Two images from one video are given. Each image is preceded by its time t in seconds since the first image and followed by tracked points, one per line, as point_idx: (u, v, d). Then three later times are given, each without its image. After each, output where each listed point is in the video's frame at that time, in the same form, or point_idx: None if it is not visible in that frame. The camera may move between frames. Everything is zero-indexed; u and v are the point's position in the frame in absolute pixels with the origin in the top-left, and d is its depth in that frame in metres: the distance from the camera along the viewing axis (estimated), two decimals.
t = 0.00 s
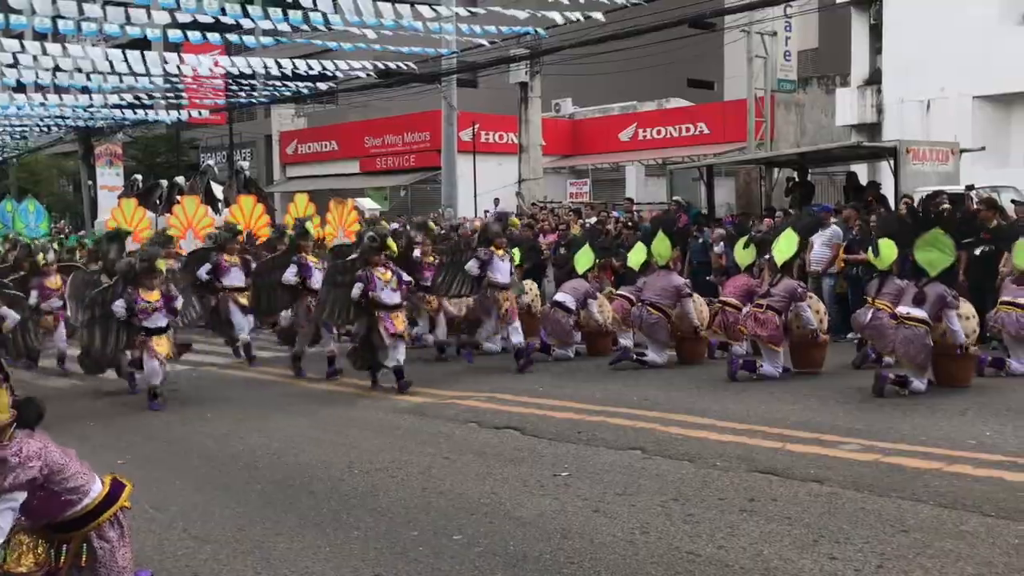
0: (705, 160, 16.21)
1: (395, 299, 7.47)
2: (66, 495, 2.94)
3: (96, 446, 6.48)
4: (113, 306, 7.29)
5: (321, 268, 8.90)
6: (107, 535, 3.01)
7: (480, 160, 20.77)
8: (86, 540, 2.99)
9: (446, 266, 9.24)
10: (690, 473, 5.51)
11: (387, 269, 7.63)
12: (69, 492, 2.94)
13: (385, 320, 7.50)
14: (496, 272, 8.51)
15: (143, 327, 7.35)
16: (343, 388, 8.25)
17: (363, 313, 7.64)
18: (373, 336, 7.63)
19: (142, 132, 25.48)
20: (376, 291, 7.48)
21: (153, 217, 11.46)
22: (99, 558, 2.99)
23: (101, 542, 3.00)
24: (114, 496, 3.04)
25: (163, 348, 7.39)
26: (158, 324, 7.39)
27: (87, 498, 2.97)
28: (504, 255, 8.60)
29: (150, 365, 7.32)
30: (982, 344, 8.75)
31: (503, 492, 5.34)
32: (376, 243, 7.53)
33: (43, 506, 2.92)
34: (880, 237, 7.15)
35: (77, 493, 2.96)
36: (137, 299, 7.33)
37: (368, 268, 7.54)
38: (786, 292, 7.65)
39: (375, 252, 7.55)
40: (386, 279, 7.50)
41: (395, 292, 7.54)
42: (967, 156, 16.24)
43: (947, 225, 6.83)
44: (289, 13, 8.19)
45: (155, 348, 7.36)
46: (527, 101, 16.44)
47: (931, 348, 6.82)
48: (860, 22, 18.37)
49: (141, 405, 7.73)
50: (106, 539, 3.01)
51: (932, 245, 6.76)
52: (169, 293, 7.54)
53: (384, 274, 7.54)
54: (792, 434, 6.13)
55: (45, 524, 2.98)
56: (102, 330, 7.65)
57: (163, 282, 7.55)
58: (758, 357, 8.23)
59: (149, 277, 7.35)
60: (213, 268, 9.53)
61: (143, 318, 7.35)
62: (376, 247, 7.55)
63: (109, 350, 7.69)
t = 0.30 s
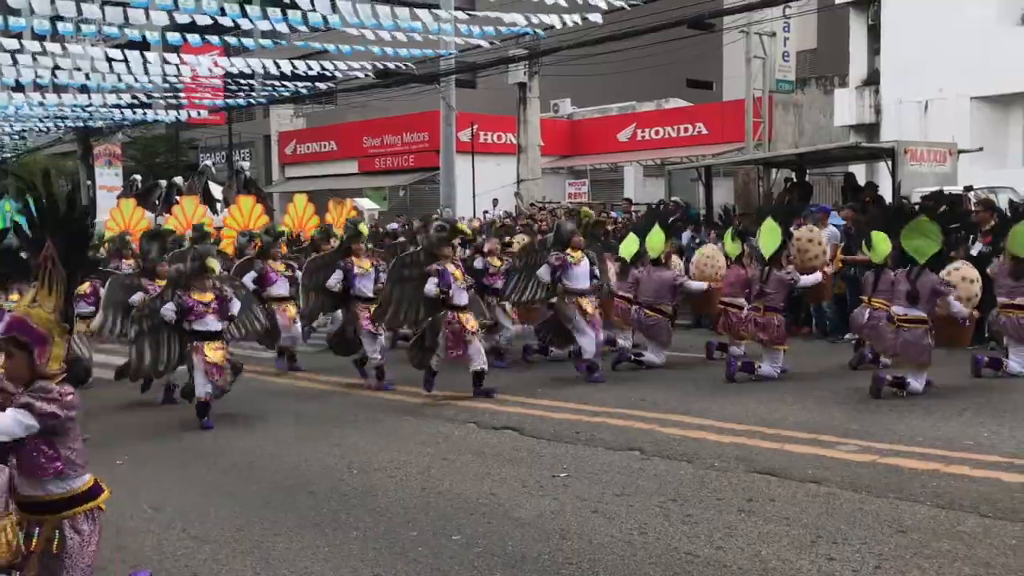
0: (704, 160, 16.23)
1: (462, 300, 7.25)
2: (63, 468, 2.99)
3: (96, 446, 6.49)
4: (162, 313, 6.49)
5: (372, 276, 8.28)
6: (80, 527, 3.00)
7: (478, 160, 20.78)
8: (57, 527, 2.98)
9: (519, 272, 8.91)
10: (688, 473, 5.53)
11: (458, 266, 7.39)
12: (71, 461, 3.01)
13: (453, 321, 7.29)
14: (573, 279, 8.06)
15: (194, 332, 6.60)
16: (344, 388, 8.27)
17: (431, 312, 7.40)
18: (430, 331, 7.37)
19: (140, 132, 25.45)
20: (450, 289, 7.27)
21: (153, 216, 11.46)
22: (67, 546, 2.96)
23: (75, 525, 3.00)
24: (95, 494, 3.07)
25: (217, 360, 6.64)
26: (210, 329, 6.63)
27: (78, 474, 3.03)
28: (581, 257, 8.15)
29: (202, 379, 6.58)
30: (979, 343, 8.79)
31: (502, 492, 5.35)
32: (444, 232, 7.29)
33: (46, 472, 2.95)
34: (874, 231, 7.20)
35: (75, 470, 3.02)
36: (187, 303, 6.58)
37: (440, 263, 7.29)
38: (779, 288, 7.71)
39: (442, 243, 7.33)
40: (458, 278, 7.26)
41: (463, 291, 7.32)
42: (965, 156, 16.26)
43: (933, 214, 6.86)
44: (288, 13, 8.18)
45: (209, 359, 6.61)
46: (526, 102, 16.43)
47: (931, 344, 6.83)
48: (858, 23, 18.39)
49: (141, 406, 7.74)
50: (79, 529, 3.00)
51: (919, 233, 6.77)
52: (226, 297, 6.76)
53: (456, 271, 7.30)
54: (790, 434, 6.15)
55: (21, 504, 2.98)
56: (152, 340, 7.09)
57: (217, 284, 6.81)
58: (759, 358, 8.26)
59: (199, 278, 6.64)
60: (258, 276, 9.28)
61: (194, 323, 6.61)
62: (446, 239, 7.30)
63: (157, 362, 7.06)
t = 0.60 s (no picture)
0: (714, 160, 16.16)
1: (543, 300, 7.09)
2: (50, 457, 2.96)
3: (107, 446, 6.52)
4: (239, 316, 6.42)
5: (431, 278, 7.81)
6: (73, 523, 2.98)
7: (489, 160, 20.79)
8: (51, 526, 2.95)
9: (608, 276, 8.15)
10: (698, 475, 5.51)
11: (534, 263, 7.23)
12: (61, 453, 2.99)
13: (532, 322, 7.16)
14: (668, 285, 7.48)
15: (271, 338, 6.50)
16: (355, 388, 8.30)
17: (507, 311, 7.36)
18: (518, 341, 7.27)
19: (152, 133, 25.54)
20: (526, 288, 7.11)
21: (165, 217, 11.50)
22: (62, 537, 2.95)
23: (66, 516, 2.97)
24: (80, 490, 3.02)
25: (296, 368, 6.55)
26: (288, 335, 6.56)
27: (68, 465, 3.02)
28: (677, 261, 7.56)
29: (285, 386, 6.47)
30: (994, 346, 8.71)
31: (511, 494, 5.35)
32: (521, 227, 7.15)
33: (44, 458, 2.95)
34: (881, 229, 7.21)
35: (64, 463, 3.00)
36: (264, 306, 6.48)
37: (516, 260, 7.17)
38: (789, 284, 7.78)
39: (521, 239, 7.20)
40: (536, 277, 7.11)
41: (542, 293, 7.15)
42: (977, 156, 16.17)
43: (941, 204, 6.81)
44: (300, 14, 8.18)
45: (289, 367, 6.51)
46: (537, 102, 16.40)
47: (949, 346, 6.78)
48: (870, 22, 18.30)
49: (152, 407, 7.77)
50: (70, 525, 2.97)
51: (927, 229, 6.77)
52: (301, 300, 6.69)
53: (532, 269, 7.14)
54: (802, 436, 6.12)
55: (13, 506, 2.96)
56: (222, 347, 6.79)
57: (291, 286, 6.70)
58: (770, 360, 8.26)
59: (279, 281, 6.50)
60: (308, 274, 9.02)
61: (272, 329, 6.51)
62: (522, 235, 7.17)
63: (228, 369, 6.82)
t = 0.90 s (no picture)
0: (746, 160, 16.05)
1: (646, 300, 6.70)
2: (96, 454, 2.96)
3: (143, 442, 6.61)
4: (340, 313, 6.00)
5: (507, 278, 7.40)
6: (120, 518, 2.96)
7: (519, 160, 20.80)
8: (100, 522, 2.93)
9: (705, 285, 7.74)
10: (729, 477, 5.47)
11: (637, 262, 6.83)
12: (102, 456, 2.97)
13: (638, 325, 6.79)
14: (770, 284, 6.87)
15: (376, 335, 6.04)
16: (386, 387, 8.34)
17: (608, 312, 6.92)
18: (615, 342, 6.87)
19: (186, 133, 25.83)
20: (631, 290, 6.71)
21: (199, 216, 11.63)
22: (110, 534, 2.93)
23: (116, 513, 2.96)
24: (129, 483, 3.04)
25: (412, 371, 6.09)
26: (392, 331, 6.07)
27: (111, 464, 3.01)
28: (774, 260, 7.00)
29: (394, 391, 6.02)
30: None
31: (541, 493, 5.34)
32: (624, 223, 6.76)
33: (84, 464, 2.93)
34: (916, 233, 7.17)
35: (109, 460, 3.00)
36: (365, 301, 6.03)
37: (619, 259, 6.79)
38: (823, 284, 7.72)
39: (624, 234, 6.83)
40: (641, 278, 6.73)
41: (647, 291, 6.79)
42: (1015, 156, 15.90)
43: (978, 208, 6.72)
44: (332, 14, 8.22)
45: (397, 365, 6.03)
46: (567, 101, 16.36)
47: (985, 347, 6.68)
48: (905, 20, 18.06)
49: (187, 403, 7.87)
50: (119, 519, 2.97)
51: (962, 231, 6.65)
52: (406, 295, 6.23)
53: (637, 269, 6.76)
54: (835, 438, 6.05)
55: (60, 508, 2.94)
56: (326, 348, 6.37)
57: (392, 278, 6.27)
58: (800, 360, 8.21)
59: (381, 275, 6.05)
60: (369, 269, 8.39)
61: (374, 326, 6.05)
62: (625, 231, 6.78)
63: (334, 372, 6.40)
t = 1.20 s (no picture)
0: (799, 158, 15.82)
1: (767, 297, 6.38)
2: (173, 472, 2.92)
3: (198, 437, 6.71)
4: (449, 312, 5.82)
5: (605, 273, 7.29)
6: (204, 522, 2.99)
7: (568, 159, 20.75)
8: (186, 527, 2.96)
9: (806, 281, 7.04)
10: (782, 479, 5.36)
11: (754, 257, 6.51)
12: (175, 479, 2.93)
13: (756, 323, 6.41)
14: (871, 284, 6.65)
15: (488, 336, 5.82)
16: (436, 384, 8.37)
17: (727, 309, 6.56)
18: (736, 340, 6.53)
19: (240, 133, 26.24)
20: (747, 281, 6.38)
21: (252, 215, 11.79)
22: (194, 539, 2.96)
23: (200, 519, 2.98)
24: (212, 485, 3.02)
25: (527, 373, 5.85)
26: (504, 329, 5.86)
27: (191, 479, 2.97)
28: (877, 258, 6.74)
29: (510, 395, 5.76)
30: None
31: (590, 494, 5.29)
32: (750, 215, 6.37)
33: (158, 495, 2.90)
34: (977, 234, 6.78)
35: (183, 476, 2.95)
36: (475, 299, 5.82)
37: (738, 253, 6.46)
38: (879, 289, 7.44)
39: (746, 229, 6.46)
40: (757, 273, 6.40)
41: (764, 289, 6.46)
42: None
43: None
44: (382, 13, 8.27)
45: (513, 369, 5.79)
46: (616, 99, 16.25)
47: None
48: (965, 14, 17.61)
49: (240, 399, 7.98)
50: (205, 521, 3.00)
51: None
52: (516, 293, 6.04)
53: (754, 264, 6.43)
54: (892, 441, 5.90)
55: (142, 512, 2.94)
56: (433, 347, 6.11)
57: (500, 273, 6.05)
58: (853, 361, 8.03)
59: (492, 270, 5.84)
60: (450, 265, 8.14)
61: (485, 324, 5.83)
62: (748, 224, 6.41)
63: (441, 372, 6.15)
